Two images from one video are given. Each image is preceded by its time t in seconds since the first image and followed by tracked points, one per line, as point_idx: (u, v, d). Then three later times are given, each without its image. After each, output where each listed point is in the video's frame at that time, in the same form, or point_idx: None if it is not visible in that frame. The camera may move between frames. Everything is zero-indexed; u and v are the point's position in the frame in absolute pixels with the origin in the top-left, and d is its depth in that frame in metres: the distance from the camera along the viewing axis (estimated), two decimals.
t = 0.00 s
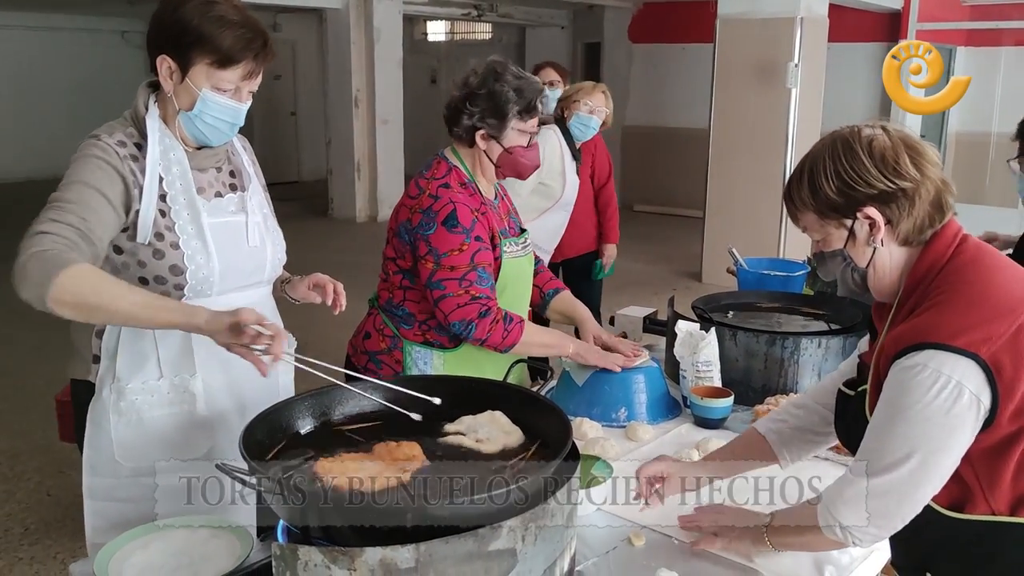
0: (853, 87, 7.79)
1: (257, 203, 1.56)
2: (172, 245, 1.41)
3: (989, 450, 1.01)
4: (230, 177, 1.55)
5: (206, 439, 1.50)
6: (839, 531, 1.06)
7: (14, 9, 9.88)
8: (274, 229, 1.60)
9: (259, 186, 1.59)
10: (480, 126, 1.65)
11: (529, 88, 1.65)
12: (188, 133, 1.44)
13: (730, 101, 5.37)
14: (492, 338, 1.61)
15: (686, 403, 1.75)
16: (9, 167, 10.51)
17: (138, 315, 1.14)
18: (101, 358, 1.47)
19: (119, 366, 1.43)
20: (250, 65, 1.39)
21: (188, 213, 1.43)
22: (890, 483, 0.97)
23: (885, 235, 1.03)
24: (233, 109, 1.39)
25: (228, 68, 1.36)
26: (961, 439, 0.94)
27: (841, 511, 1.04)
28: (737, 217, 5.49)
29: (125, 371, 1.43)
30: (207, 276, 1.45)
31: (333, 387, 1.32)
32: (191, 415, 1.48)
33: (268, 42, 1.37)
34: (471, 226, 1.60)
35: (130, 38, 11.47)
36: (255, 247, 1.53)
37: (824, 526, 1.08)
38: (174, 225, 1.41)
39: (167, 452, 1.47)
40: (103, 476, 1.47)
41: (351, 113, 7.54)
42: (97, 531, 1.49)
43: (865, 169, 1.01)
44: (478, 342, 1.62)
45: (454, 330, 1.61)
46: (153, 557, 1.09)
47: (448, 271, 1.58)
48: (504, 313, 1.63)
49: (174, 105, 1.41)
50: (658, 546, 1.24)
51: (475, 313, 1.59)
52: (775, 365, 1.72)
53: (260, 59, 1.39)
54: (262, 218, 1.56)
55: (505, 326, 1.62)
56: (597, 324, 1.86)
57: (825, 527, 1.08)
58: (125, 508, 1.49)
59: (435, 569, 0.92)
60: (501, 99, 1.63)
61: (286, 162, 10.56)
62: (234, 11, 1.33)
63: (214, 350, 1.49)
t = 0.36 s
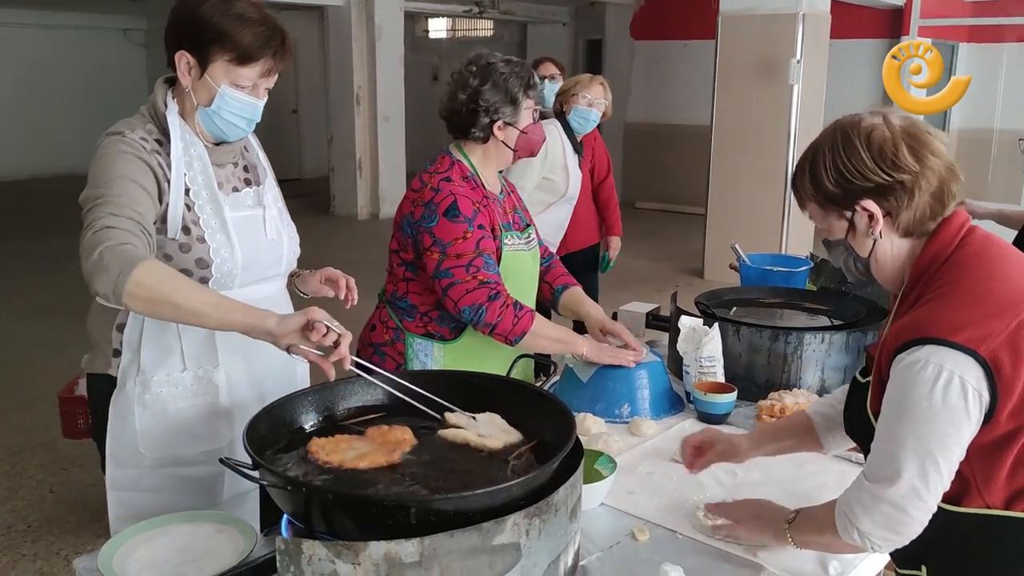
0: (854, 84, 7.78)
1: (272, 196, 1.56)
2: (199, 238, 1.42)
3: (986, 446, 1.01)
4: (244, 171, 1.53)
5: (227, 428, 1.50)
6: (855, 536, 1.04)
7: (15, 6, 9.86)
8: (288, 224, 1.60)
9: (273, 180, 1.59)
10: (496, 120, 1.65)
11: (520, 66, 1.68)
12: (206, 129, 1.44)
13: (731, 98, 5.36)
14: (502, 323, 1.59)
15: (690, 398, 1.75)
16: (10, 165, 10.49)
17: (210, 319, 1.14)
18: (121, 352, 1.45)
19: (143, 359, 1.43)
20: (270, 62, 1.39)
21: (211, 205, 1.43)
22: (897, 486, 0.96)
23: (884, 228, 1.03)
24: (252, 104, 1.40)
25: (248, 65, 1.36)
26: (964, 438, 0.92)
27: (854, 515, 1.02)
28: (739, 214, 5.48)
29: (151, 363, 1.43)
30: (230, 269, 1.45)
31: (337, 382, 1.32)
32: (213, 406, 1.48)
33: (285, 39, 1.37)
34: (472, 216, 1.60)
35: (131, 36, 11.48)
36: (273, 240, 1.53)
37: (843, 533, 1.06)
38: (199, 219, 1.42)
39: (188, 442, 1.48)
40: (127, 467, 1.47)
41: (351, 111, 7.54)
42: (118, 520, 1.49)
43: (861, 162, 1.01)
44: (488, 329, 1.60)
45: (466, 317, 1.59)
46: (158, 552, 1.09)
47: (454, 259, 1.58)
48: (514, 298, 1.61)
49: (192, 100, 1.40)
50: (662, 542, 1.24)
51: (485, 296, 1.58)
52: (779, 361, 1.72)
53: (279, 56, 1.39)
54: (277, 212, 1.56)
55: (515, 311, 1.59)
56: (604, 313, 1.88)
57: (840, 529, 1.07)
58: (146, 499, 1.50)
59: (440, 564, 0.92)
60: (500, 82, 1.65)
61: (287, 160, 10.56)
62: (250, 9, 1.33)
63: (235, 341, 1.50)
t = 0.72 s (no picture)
0: (856, 82, 7.76)
1: (278, 193, 1.55)
2: (200, 234, 1.41)
3: (975, 438, 1.00)
4: (249, 168, 1.53)
5: (229, 425, 1.50)
6: (851, 527, 1.03)
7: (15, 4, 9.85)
8: (294, 222, 1.59)
9: (280, 177, 1.58)
10: (481, 104, 1.69)
11: (517, 56, 1.67)
12: (210, 124, 1.44)
13: (732, 95, 5.35)
14: (496, 314, 1.60)
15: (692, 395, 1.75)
16: (11, 163, 10.48)
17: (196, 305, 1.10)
18: (126, 348, 1.45)
19: (146, 356, 1.42)
20: (273, 55, 1.39)
21: (212, 203, 1.42)
22: (889, 472, 0.95)
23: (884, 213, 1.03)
24: (256, 98, 1.39)
25: (251, 57, 1.36)
26: (952, 424, 0.92)
27: (849, 505, 1.02)
28: (740, 211, 5.48)
29: (152, 360, 1.43)
30: (233, 265, 1.44)
31: (340, 378, 1.32)
32: (216, 403, 1.48)
33: (289, 32, 1.37)
34: (477, 205, 1.61)
35: (131, 34, 11.47)
36: (278, 237, 1.52)
37: (839, 523, 1.05)
38: (201, 215, 1.41)
39: (192, 439, 1.48)
40: (128, 462, 1.47)
41: (352, 109, 7.53)
42: (120, 516, 1.49)
43: (870, 145, 1.01)
44: (482, 318, 1.60)
45: (461, 305, 1.61)
46: (158, 549, 1.09)
47: (454, 247, 1.59)
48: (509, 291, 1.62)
49: (197, 95, 1.40)
50: (664, 538, 1.23)
51: (481, 287, 1.59)
52: (781, 358, 1.71)
53: (283, 50, 1.38)
54: (284, 208, 1.55)
55: (509, 304, 1.60)
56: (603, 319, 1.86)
57: (837, 521, 1.06)
58: (146, 494, 1.50)
59: (443, 560, 0.91)
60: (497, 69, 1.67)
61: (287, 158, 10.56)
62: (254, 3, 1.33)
63: (237, 337, 1.49)
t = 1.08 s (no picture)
0: (855, 80, 7.77)
1: (281, 192, 1.54)
2: (197, 235, 1.41)
3: (981, 439, 1.00)
4: (253, 169, 1.53)
5: (225, 426, 1.49)
6: (838, 522, 1.03)
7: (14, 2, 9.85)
8: (297, 223, 1.58)
9: (284, 176, 1.57)
10: (472, 101, 1.74)
11: (507, 53, 1.71)
12: (214, 122, 1.43)
13: (732, 94, 5.35)
14: (480, 309, 1.60)
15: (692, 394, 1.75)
16: (9, 162, 10.46)
17: (155, 301, 1.12)
18: (123, 344, 1.46)
19: (142, 353, 1.43)
20: (276, 53, 1.38)
21: (210, 203, 1.42)
22: (887, 468, 0.95)
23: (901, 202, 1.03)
24: (258, 96, 1.38)
25: (254, 55, 1.35)
26: (958, 425, 0.92)
27: (840, 499, 1.01)
28: (739, 210, 5.48)
29: (149, 357, 1.43)
30: (230, 265, 1.43)
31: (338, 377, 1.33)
32: (211, 403, 1.47)
33: (293, 30, 1.36)
34: (475, 198, 1.62)
35: (130, 33, 11.47)
36: (278, 238, 1.51)
37: (827, 518, 1.05)
38: (198, 215, 1.41)
39: (188, 439, 1.47)
40: (124, 459, 1.48)
41: (351, 109, 7.52)
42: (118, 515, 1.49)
43: (891, 132, 1.00)
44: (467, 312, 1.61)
45: (447, 297, 1.62)
46: (159, 548, 1.09)
47: (445, 239, 1.61)
48: (495, 287, 1.62)
49: (201, 93, 1.40)
50: (664, 537, 1.24)
51: (465, 281, 1.60)
52: (781, 356, 1.71)
53: (286, 48, 1.38)
54: (286, 208, 1.55)
55: (494, 300, 1.60)
56: (604, 317, 1.85)
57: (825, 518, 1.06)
58: (145, 492, 1.50)
59: (443, 559, 0.91)
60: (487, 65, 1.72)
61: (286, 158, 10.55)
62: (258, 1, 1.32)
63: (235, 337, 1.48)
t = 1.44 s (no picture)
0: (852, 80, 7.78)
1: (280, 193, 1.53)
2: (187, 234, 1.41)
3: (975, 437, 1.00)
4: (253, 168, 1.53)
5: (213, 427, 1.48)
6: (838, 517, 1.03)
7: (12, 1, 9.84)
8: (297, 224, 1.58)
9: (284, 177, 1.57)
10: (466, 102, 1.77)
11: (494, 49, 1.73)
12: (208, 123, 1.43)
13: (729, 93, 5.36)
14: (470, 311, 1.58)
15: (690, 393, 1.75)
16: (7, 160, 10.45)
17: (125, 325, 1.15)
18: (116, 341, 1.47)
19: (131, 350, 1.44)
20: (268, 57, 1.37)
21: (203, 203, 1.42)
22: (880, 465, 0.96)
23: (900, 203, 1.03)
24: (249, 98, 1.38)
25: (244, 58, 1.35)
26: (949, 424, 0.93)
27: (839, 494, 1.02)
28: (736, 209, 5.49)
29: (138, 355, 1.45)
30: (219, 265, 1.44)
31: (337, 376, 1.33)
32: (200, 403, 1.46)
33: (288, 33, 1.35)
34: (468, 200, 1.62)
35: (127, 33, 11.47)
36: (273, 241, 1.51)
37: (827, 512, 1.05)
38: (189, 214, 1.41)
39: (178, 439, 1.47)
40: (118, 455, 1.49)
41: (348, 108, 7.52)
42: (113, 508, 1.51)
43: (890, 133, 1.01)
44: (458, 314, 1.60)
45: (438, 298, 1.61)
46: (157, 547, 1.09)
47: (437, 240, 1.61)
48: (486, 289, 1.60)
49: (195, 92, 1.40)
50: (662, 536, 1.24)
51: (456, 282, 1.59)
52: (778, 355, 1.71)
53: (277, 52, 1.37)
54: (284, 209, 1.54)
55: (485, 301, 1.58)
56: (604, 301, 1.85)
57: (825, 511, 1.07)
58: (139, 487, 1.50)
59: (442, 558, 0.91)
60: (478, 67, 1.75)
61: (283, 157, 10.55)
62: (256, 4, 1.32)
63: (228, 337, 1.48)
